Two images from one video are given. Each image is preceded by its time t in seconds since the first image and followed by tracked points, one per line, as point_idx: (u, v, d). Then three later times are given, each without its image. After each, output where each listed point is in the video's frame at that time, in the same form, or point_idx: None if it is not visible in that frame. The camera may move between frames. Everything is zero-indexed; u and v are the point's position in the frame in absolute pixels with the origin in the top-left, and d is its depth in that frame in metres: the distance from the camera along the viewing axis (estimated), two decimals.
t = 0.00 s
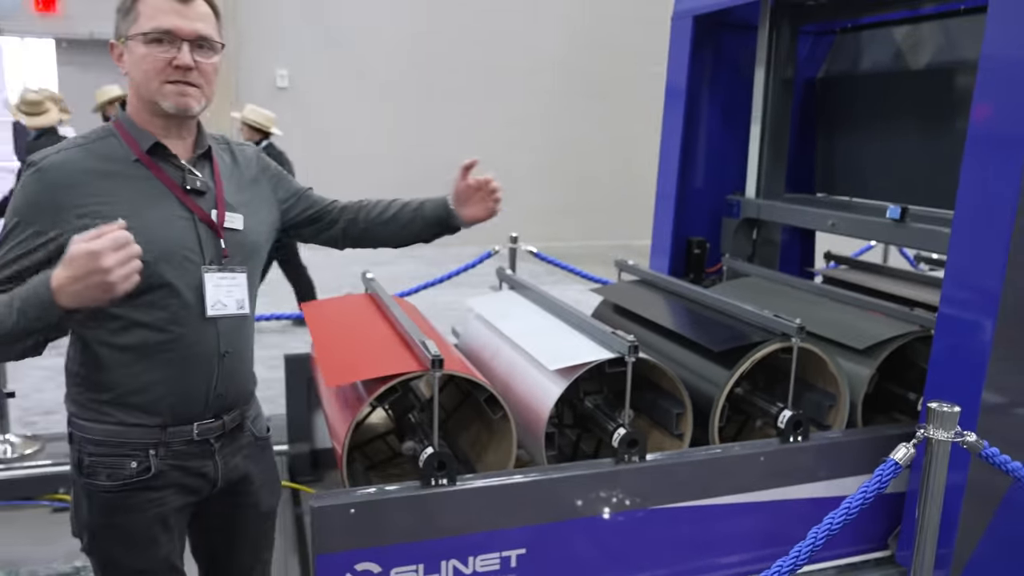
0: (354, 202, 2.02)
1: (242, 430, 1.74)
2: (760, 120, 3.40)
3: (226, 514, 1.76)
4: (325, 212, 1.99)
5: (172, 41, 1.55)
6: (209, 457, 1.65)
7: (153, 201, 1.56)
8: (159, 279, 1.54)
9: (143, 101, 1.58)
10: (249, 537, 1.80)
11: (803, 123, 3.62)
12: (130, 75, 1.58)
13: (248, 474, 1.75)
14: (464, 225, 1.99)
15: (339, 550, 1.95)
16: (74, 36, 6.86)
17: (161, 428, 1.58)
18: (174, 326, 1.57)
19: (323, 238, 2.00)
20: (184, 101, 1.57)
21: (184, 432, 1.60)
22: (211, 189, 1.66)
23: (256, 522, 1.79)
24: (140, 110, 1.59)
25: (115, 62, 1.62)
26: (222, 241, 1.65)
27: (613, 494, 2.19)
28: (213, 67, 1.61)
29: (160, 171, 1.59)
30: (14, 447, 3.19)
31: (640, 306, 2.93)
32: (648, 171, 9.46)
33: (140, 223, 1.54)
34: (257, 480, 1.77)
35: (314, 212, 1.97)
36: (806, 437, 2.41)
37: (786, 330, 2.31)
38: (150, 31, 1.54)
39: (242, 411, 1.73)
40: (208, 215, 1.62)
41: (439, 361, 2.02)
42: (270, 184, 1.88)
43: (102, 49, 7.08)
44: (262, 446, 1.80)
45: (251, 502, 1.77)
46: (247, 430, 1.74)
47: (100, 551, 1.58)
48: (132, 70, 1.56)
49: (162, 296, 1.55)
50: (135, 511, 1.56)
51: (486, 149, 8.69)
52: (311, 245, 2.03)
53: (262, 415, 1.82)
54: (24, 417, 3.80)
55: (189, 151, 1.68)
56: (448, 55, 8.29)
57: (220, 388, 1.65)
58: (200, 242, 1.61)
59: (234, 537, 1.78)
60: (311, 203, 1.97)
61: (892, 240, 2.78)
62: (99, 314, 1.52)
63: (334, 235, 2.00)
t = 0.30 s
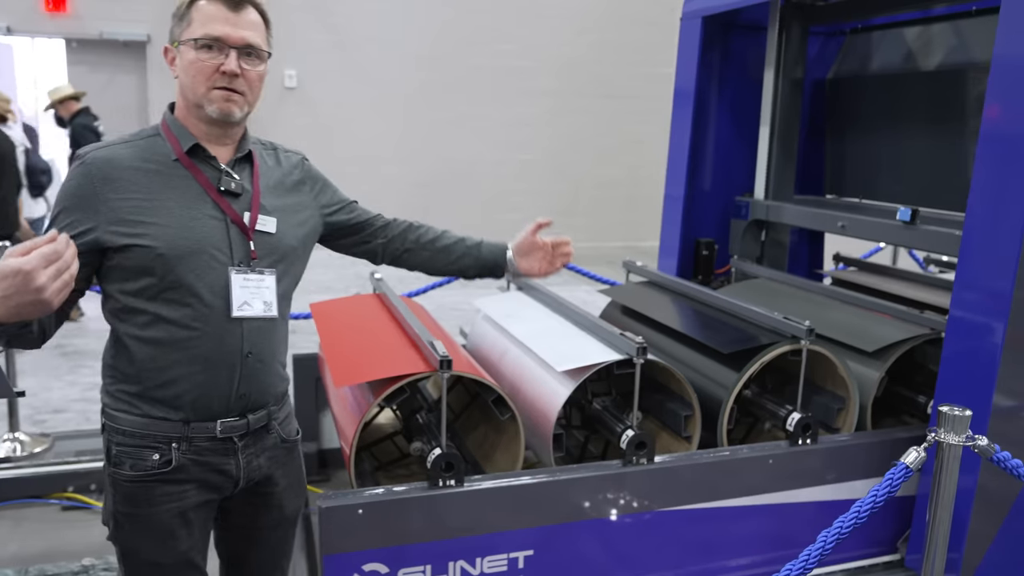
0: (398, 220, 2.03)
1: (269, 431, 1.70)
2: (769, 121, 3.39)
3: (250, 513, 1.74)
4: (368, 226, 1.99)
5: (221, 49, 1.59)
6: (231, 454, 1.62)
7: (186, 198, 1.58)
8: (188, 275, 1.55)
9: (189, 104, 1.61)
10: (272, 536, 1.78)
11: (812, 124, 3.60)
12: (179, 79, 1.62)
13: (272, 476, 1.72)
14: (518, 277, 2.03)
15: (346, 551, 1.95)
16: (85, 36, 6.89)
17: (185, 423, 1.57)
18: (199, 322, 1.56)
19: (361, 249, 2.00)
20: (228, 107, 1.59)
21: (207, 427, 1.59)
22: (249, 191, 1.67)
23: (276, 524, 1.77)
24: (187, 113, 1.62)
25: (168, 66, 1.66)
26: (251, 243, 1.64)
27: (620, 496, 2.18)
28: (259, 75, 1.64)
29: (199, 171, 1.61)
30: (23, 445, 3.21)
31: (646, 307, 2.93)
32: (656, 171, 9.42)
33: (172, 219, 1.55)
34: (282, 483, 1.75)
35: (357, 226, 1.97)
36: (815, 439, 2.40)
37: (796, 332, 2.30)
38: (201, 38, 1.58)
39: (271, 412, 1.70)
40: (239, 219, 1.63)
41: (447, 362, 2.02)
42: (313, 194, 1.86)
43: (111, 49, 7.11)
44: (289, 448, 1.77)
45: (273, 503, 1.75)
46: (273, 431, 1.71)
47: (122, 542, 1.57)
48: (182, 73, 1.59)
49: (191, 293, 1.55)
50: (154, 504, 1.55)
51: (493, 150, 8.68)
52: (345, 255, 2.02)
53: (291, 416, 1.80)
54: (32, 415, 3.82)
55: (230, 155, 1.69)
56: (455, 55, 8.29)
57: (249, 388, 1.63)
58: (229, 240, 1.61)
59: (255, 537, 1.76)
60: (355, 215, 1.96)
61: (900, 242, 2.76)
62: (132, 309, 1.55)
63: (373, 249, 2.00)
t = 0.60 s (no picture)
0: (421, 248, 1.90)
1: (293, 432, 1.58)
2: (777, 122, 3.37)
3: (269, 517, 1.63)
4: (390, 250, 1.85)
5: (263, 53, 1.50)
6: (252, 454, 1.51)
7: (219, 196, 1.48)
8: (217, 272, 1.45)
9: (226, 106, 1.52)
10: (291, 541, 1.66)
11: (820, 125, 3.59)
12: (219, 80, 1.53)
13: (293, 480, 1.60)
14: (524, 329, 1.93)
15: (349, 551, 1.94)
16: (94, 35, 6.90)
17: (206, 420, 1.47)
18: (224, 321, 1.46)
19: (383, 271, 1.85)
20: (266, 111, 1.50)
21: (228, 426, 1.48)
22: (282, 195, 1.56)
23: (296, 529, 1.65)
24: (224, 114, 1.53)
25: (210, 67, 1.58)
26: (278, 246, 1.53)
27: (626, 497, 2.17)
28: (298, 82, 1.55)
29: (232, 171, 1.51)
30: (30, 443, 3.21)
31: (653, 308, 2.91)
32: (662, 172, 9.40)
33: (203, 217, 1.46)
34: (301, 485, 1.62)
35: (378, 248, 1.83)
36: (822, 442, 2.38)
37: (803, 334, 2.29)
38: (244, 41, 1.50)
39: (294, 413, 1.58)
40: (270, 222, 1.52)
41: (451, 363, 2.01)
42: (343, 208, 1.73)
43: (120, 49, 7.11)
44: (312, 452, 1.65)
45: (293, 507, 1.63)
46: (295, 434, 1.59)
47: (137, 534, 1.48)
48: (222, 75, 1.51)
49: (218, 290, 1.46)
50: (169, 500, 1.45)
51: (500, 150, 8.67)
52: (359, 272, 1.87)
53: (315, 419, 1.68)
54: (38, 413, 3.83)
55: (266, 159, 1.59)
56: (463, 54, 8.29)
57: (274, 391, 1.52)
58: (257, 240, 1.50)
59: (273, 540, 1.65)
60: (379, 236, 1.82)
61: (908, 243, 2.74)
62: (158, 304, 1.46)
63: (390, 273, 1.86)
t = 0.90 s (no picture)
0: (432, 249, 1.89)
1: (301, 434, 1.58)
2: (778, 121, 3.36)
3: (277, 519, 1.62)
4: (400, 251, 1.84)
5: (273, 55, 1.50)
6: (260, 456, 1.51)
7: (229, 196, 1.48)
8: (227, 272, 1.45)
9: (237, 107, 1.52)
10: (298, 543, 1.64)
11: (823, 125, 3.58)
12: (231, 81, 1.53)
13: (301, 482, 1.59)
14: (539, 328, 1.90)
15: (348, 551, 1.94)
16: (97, 36, 6.90)
17: (215, 422, 1.46)
18: (234, 322, 1.46)
19: (392, 272, 1.85)
20: (276, 112, 1.50)
21: (237, 427, 1.48)
22: (291, 197, 1.56)
23: (304, 532, 1.64)
24: (234, 115, 1.53)
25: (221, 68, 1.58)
26: (288, 248, 1.52)
27: (626, 498, 2.17)
28: (309, 83, 1.54)
29: (243, 172, 1.51)
30: (30, 443, 3.21)
31: (654, 308, 2.90)
32: (664, 172, 9.39)
33: (213, 217, 1.45)
34: (310, 487, 1.62)
35: (388, 249, 1.82)
36: (822, 443, 2.37)
37: (803, 333, 2.28)
38: (254, 43, 1.49)
39: (302, 416, 1.57)
40: (281, 223, 1.51)
41: (450, 362, 2.00)
42: (354, 209, 1.73)
43: (122, 50, 7.11)
44: (320, 454, 1.64)
45: (301, 509, 1.62)
46: (302, 435, 1.58)
47: (145, 537, 1.48)
48: (233, 77, 1.51)
49: (227, 290, 1.45)
50: (178, 502, 1.45)
51: (503, 150, 8.67)
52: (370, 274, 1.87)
53: (323, 420, 1.67)
54: (39, 413, 3.83)
55: (276, 160, 1.59)
56: (464, 55, 8.28)
57: (282, 390, 1.52)
58: (267, 242, 1.50)
59: (281, 543, 1.64)
60: (389, 237, 1.82)
61: (908, 242, 2.73)
62: (168, 306, 1.45)
63: (400, 274, 1.85)
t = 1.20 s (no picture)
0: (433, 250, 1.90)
1: (301, 432, 1.58)
2: (780, 121, 3.36)
3: (275, 516, 1.62)
4: (403, 252, 1.84)
5: (279, 53, 1.50)
6: (260, 452, 1.51)
7: (234, 196, 1.48)
8: (231, 270, 1.45)
9: (242, 106, 1.52)
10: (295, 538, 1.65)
11: (824, 125, 3.58)
12: (237, 80, 1.53)
13: (299, 479, 1.60)
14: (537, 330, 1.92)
15: (348, 550, 1.94)
16: (99, 36, 6.91)
17: (217, 418, 1.46)
18: (237, 320, 1.46)
19: (397, 272, 1.86)
20: (281, 112, 1.50)
21: (239, 425, 1.48)
22: (296, 196, 1.56)
23: (301, 529, 1.64)
24: (240, 114, 1.53)
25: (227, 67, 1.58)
26: (292, 248, 1.52)
27: (626, 498, 2.17)
28: (315, 81, 1.55)
29: (250, 172, 1.51)
30: (33, 442, 3.22)
31: (655, 308, 2.90)
32: (666, 172, 9.38)
33: (219, 217, 1.46)
34: (307, 485, 1.62)
35: (391, 250, 1.82)
36: (822, 443, 2.37)
37: (803, 333, 2.28)
38: (260, 41, 1.50)
39: (302, 415, 1.58)
40: (286, 223, 1.51)
41: (450, 362, 2.01)
42: (358, 209, 1.73)
43: (124, 49, 7.12)
44: (318, 452, 1.65)
45: (298, 506, 1.62)
46: (302, 433, 1.58)
47: (143, 531, 1.48)
48: (239, 75, 1.51)
49: (231, 289, 1.45)
50: (177, 496, 1.45)
51: (505, 150, 8.67)
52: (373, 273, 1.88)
53: (321, 418, 1.67)
54: (41, 412, 3.84)
55: (281, 159, 1.59)
56: (466, 55, 8.28)
57: (283, 388, 1.52)
58: (271, 242, 1.50)
59: (278, 540, 1.64)
60: (392, 238, 1.81)
61: (910, 242, 2.72)
62: (171, 303, 1.46)
63: (403, 275, 1.86)
